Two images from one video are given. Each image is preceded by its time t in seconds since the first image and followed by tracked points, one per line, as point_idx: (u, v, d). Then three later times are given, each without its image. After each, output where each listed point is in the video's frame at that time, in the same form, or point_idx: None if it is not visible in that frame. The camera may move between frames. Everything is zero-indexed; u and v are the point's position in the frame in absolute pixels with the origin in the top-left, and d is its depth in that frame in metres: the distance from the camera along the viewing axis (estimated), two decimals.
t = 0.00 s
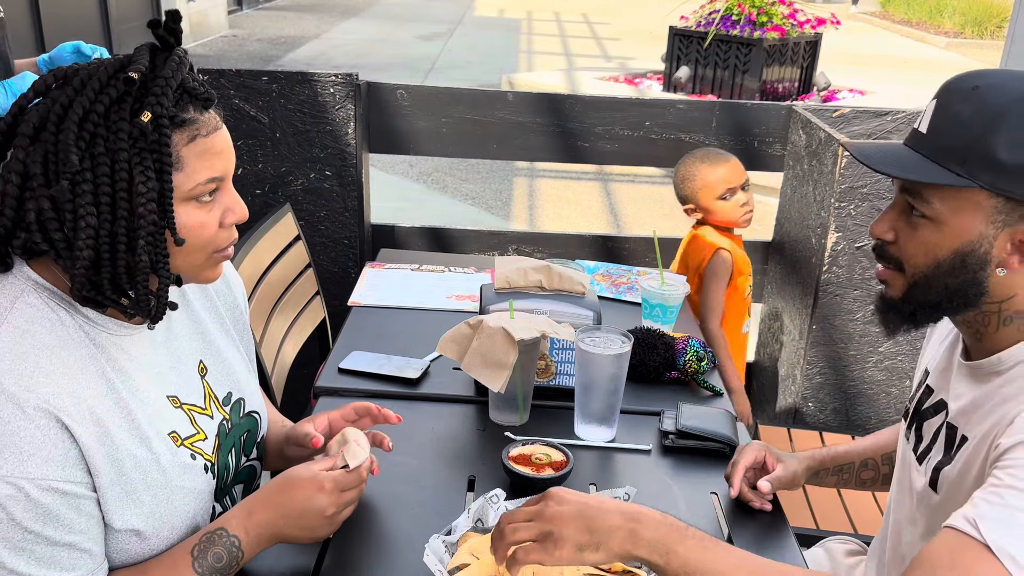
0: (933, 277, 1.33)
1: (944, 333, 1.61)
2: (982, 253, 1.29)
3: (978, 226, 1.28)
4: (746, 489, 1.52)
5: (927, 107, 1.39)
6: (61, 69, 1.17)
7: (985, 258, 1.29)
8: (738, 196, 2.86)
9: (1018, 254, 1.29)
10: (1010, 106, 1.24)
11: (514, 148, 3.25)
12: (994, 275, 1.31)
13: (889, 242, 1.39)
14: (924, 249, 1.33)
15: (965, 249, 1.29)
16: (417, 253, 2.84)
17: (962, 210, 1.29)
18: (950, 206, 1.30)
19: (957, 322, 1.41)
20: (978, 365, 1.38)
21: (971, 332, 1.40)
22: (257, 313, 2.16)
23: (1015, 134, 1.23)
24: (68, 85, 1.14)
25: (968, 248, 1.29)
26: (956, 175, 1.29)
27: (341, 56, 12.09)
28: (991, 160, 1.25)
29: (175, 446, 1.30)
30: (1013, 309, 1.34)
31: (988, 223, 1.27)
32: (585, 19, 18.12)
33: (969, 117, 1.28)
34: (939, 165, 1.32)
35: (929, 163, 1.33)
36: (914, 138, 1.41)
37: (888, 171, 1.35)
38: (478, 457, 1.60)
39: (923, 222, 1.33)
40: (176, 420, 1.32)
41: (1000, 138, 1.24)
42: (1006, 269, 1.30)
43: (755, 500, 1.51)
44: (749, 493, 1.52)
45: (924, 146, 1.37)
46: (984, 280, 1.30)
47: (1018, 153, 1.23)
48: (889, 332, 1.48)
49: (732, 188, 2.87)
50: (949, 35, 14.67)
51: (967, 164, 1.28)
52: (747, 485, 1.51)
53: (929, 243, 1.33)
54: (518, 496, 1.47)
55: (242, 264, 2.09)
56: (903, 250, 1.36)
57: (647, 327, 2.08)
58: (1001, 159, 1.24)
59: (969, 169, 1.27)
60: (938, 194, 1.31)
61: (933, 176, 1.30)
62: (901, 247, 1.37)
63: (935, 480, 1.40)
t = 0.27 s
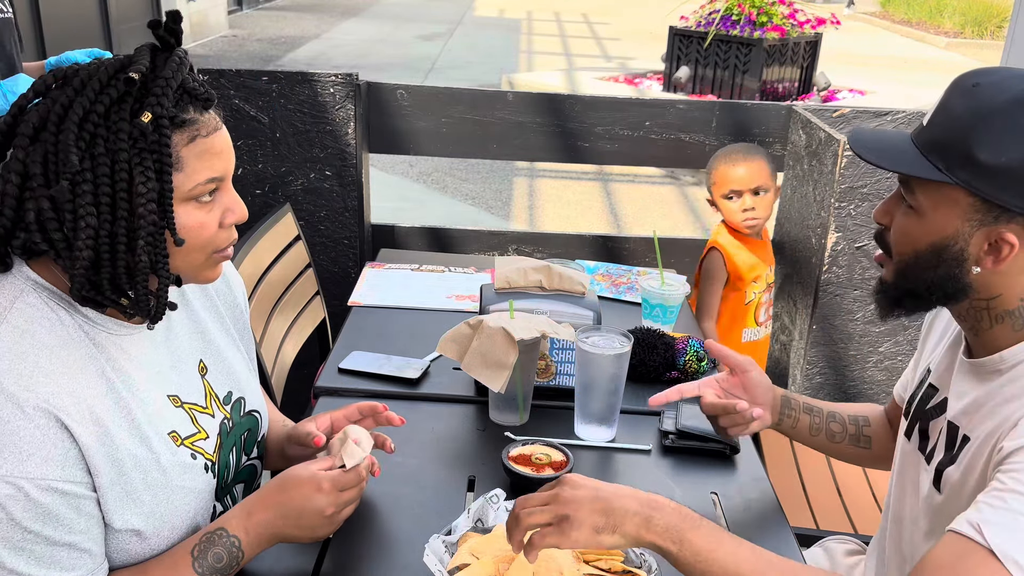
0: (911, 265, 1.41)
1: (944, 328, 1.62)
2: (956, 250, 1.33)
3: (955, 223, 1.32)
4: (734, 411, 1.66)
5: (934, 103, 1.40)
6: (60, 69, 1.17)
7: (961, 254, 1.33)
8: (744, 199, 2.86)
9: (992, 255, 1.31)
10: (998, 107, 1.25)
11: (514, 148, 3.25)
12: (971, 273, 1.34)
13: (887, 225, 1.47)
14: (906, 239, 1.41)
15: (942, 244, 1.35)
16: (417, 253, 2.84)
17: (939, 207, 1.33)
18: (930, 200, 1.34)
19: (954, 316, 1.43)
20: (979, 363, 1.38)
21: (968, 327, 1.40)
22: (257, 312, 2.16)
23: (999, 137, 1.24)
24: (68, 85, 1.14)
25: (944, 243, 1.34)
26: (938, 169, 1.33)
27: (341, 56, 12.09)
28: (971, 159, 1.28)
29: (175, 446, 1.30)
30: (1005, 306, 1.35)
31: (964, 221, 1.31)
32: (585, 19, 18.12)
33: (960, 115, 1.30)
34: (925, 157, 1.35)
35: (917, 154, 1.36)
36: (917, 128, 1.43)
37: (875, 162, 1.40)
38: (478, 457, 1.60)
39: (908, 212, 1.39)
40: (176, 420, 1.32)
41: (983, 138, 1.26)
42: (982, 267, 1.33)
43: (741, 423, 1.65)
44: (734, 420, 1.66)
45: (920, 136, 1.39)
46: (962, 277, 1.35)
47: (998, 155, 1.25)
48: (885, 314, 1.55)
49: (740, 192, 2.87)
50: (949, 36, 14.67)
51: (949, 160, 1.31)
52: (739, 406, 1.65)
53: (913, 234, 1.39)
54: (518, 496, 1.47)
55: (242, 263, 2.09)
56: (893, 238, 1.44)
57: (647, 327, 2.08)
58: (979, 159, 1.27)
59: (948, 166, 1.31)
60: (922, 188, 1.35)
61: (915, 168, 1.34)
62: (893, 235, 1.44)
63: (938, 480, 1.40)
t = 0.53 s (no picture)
0: (915, 264, 1.41)
1: (946, 327, 1.62)
2: (960, 248, 1.33)
3: (959, 221, 1.32)
4: (734, 398, 1.66)
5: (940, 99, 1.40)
6: (60, 69, 1.17)
7: (965, 253, 1.33)
8: (748, 201, 2.83)
9: (995, 253, 1.31)
10: (1003, 106, 1.25)
11: (514, 148, 3.25)
12: (974, 272, 1.34)
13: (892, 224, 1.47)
14: (911, 238, 1.40)
15: (946, 242, 1.35)
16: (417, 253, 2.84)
17: (943, 205, 1.33)
18: (934, 199, 1.34)
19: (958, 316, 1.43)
20: (984, 363, 1.37)
21: (972, 326, 1.40)
22: (257, 312, 2.16)
23: (1003, 136, 1.25)
24: (69, 84, 1.14)
25: (948, 241, 1.34)
26: (942, 168, 1.33)
27: (341, 56, 12.09)
28: (975, 157, 1.28)
29: (175, 445, 1.30)
30: (1009, 305, 1.35)
31: (968, 219, 1.31)
32: (585, 19, 18.12)
33: (964, 113, 1.30)
34: (928, 154, 1.35)
35: (920, 152, 1.37)
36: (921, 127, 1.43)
37: (880, 160, 1.40)
38: (478, 457, 1.61)
39: (912, 211, 1.39)
40: (176, 419, 1.32)
41: (988, 137, 1.26)
42: (984, 267, 1.33)
43: (741, 411, 1.65)
44: (735, 407, 1.66)
45: (925, 134, 1.39)
46: (965, 276, 1.35)
47: (1003, 154, 1.25)
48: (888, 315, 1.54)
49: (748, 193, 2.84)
50: (948, 36, 14.68)
51: (953, 158, 1.31)
52: (740, 393, 1.65)
53: (916, 232, 1.39)
54: (518, 496, 1.47)
55: (242, 263, 2.09)
56: (898, 236, 1.43)
57: (647, 327, 2.09)
58: (984, 158, 1.27)
59: (953, 165, 1.31)
60: (926, 186, 1.36)
61: (920, 167, 1.34)
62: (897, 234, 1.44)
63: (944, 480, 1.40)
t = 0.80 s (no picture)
0: (916, 264, 1.40)
1: (947, 328, 1.62)
2: (960, 249, 1.33)
3: (959, 222, 1.32)
4: (738, 396, 1.66)
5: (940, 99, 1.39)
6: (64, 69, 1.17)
7: (965, 254, 1.33)
8: (759, 212, 2.78)
9: (995, 254, 1.32)
10: (1002, 106, 1.25)
11: (514, 148, 3.24)
12: (975, 272, 1.34)
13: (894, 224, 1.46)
14: (912, 239, 1.40)
15: (947, 243, 1.34)
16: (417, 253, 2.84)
17: (944, 206, 1.33)
18: (935, 200, 1.34)
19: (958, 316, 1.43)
20: (985, 362, 1.37)
21: (973, 327, 1.40)
22: (257, 313, 2.15)
23: (1003, 136, 1.25)
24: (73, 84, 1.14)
25: (949, 242, 1.34)
26: (942, 169, 1.33)
27: (341, 56, 12.09)
28: (975, 158, 1.28)
29: (175, 445, 1.30)
30: (1010, 305, 1.35)
31: (968, 221, 1.31)
32: (585, 19, 18.12)
33: (964, 114, 1.30)
34: (928, 155, 1.35)
35: (920, 153, 1.36)
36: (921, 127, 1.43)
37: (880, 161, 1.40)
38: (478, 457, 1.60)
39: (913, 212, 1.39)
40: (175, 419, 1.32)
41: (988, 137, 1.26)
42: (985, 267, 1.33)
43: (744, 409, 1.65)
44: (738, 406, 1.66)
45: (925, 134, 1.39)
46: (966, 276, 1.35)
47: (1003, 155, 1.25)
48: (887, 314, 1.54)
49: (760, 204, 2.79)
50: (948, 35, 14.67)
51: (953, 159, 1.31)
52: (743, 391, 1.65)
53: (917, 233, 1.39)
54: (517, 496, 1.47)
55: (242, 263, 2.09)
56: (898, 237, 1.43)
57: (647, 327, 2.09)
58: (983, 158, 1.27)
59: (953, 166, 1.31)
60: (926, 187, 1.35)
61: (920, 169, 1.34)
62: (897, 235, 1.43)
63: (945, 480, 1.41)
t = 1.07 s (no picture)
0: (914, 269, 1.40)
1: (946, 329, 1.62)
2: (958, 251, 1.33)
3: (957, 225, 1.32)
4: (741, 393, 1.69)
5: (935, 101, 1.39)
6: (74, 69, 1.17)
7: (964, 255, 1.33)
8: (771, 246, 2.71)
9: (994, 256, 1.32)
10: (996, 109, 1.25)
11: (514, 148, 3.25)
12: (973, 274, 1.34)
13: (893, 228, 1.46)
14: (909, 244, 1.40)
15: (945, 246, 1.34)
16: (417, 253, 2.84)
17: (940, 209, 1.33)
18: (932, 203, 1.34)
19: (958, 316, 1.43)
20: (984, 363, 1.37)
21: (972, 327, 1.40)
22: (257, 313, 2.15)
23: (998, 139, 1.25)
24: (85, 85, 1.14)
25: (947, 244, 1.34)
26: (937, 171, 1.32)
27: (341, 56, 12.09)
28: (971, 160, 1.28)
29: (175, 446, 1.30)
30: (1009, 305, 1.35)
31: (966, 223, 1.31)
32: (585, 19, 18.12)
33: (959, 116, 1.30)
34: (923, 158, 1.35)
35: (916, 156, 1.36)
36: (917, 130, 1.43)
37: (875, 165, 1.40)
38: (478, 457, 1.60)
39: (909, 215, 1.39)
40: (176, 420, 1.32)
41: (984, 140, 1.26)
42: (984, 269, 1.33)
43: (747, 405, 1.69)
44: (742, 402, 1.69)
45: (920, 137, 1.39)
46: (965, 278, 1.35)
47: (998, 157, 1.25)
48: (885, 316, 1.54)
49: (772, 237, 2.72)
50: (948, 35, 14.68)
51: (949, 161, 1.31)
52: (746, 387, 1.68)
53: (913, 235, 1.39)
54: (517, 496, 1.47)
55: (242, 263, 2.09)
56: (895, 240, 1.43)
57: (647, 327, 2.09)
58: (980, 161, 1.27)
59: (949, 168, 1.31)
60: (922, 190, 1.35)
61: (917, 172, 1.34)
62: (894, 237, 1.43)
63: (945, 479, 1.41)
